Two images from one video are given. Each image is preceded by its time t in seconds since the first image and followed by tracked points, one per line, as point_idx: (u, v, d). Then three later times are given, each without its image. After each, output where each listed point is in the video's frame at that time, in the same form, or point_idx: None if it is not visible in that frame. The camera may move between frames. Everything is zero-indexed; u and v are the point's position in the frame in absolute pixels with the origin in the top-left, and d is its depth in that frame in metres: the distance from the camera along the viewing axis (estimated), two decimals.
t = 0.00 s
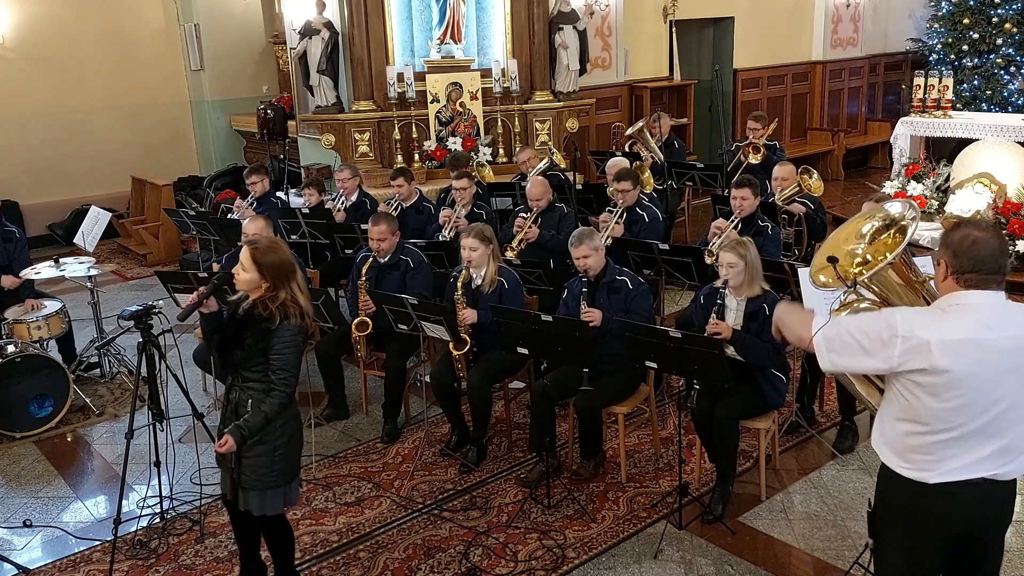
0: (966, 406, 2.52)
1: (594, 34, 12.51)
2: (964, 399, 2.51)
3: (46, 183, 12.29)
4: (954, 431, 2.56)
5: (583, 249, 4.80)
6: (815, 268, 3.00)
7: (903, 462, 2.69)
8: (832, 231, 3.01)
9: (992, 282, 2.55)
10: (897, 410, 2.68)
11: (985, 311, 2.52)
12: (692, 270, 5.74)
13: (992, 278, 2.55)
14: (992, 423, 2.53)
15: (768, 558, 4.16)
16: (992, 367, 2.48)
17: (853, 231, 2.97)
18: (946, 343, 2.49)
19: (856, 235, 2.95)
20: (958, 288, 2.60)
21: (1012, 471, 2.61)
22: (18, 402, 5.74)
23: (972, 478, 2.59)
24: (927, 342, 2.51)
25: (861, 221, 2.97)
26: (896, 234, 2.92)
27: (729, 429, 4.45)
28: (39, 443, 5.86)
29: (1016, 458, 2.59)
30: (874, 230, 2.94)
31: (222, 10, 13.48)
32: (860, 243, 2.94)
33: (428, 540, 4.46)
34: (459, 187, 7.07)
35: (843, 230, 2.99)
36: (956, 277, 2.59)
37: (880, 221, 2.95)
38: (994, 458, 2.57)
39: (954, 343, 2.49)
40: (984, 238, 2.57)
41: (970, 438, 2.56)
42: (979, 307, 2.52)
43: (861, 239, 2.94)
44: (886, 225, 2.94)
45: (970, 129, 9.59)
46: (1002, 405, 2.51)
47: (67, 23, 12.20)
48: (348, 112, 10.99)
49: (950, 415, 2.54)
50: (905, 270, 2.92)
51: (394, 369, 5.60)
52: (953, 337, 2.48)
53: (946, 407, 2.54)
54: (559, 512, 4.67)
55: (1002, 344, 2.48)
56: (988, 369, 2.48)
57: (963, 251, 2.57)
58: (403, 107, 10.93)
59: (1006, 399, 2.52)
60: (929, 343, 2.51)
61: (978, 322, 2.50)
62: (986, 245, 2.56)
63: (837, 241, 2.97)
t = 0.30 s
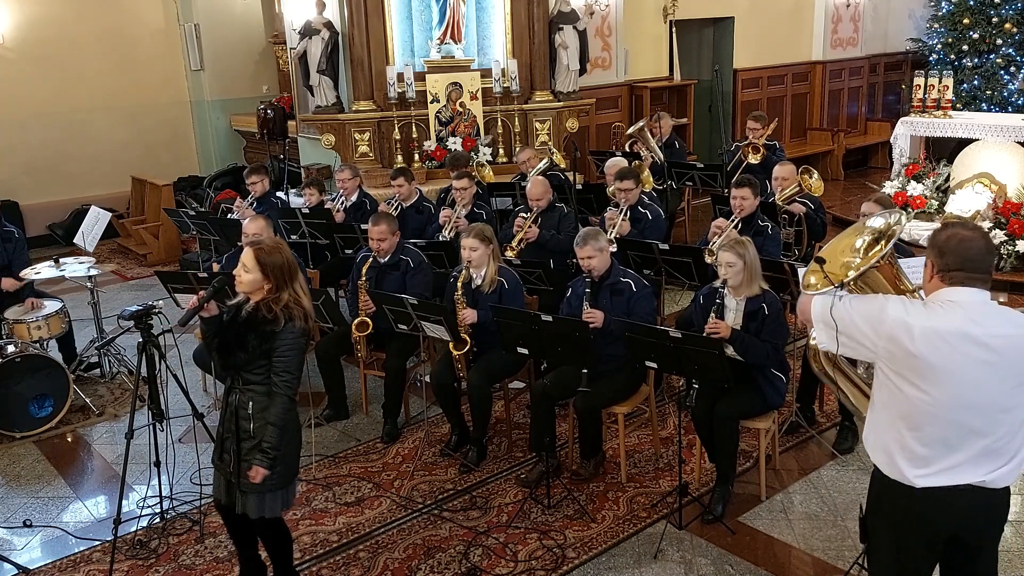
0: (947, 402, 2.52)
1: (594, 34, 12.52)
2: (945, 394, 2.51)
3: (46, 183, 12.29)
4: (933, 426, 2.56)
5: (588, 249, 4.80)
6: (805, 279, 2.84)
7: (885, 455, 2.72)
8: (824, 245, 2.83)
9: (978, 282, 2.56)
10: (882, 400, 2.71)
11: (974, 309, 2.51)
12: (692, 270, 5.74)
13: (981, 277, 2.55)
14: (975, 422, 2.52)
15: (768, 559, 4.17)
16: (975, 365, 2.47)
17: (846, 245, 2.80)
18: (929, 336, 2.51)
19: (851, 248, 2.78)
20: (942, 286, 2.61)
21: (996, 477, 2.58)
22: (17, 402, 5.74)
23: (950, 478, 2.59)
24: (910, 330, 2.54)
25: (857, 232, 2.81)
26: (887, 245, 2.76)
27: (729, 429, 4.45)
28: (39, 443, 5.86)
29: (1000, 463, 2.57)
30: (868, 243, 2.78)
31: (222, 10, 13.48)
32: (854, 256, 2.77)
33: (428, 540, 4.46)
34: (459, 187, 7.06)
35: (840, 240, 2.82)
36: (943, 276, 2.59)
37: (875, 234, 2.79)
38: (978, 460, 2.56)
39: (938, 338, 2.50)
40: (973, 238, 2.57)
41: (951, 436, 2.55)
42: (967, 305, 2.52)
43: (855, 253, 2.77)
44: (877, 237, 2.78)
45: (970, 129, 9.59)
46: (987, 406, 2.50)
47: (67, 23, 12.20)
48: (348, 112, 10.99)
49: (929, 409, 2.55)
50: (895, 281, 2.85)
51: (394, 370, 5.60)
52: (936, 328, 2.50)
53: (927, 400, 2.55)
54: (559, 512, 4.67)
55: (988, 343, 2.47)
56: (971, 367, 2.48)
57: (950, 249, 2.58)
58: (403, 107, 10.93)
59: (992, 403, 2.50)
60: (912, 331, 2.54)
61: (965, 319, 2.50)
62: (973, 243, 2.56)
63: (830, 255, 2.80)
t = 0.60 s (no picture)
0: (925, 402, 2.54)
1: (594, 34, 12.52)
2: (923, 394, 2.54)
3: (46, 183, 12.29)
4: (916, 426, 2.58)
5: (594, 250, 4.79)
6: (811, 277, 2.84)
7: (877, 457, 2.75)
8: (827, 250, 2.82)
9: (961, 281, 2.55)
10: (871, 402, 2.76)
11: (949, 311, 2.52)
12: (692, 270, 5.74)
13: (962, 276, 2.55)
14: (957, 423, 2.52)
15: (768, 558, 4.17)
16: (951, 364, 2.49)
17: (848, 248, 2.77)
18: (904, 336, 2.55)
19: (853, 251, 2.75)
20: (924, 286, 2.62)
21: (986, 478, 2.56)
22: (17, 402, 5.74)
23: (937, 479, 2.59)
24: (886, 331, 2.59)
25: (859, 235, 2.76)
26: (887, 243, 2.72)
27: (729, 429, 4.45)
28: (39, 443, 5.86)
29: (990, 465, 2.55)
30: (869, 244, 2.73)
31: (222, 10, 13.48)
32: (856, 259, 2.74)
33: (428, 540, 4.46)
34: (459, 187, 7.06)
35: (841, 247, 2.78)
36: (924, 276, 2.61)
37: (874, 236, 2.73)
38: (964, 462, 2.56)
39: (913, 339, 2.53)
40: (952, 237, 2.56)
41: (933, 437, 2.56)
42: (943, 306, 2.54)
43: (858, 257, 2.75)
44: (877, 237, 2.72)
45: (970, 129, 9.59)
46: (967, 408, 2.50)
47: (67, 23, 12.21)
48: (348, 111, 10.99)
49: (909, 409, 2.58)
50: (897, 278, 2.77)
51: (393, 370, 5.60)
52: (908, 329, 2.54)
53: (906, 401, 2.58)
54: (559, 512, 4.67)
55: (964, 344, 2.47)
56: (947, 368, 2.49)
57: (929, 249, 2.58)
58: (403, 107, 10.93)
59: (973, 405, 2.49)
60: (885, 332, 2.59)
61: (940, 320, 2.51)
62: (953, 243, 2.55)
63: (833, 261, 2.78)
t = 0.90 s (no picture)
0: (925, 402, 2.54)
1: (594, 34, 12.52)
2: (922, 394, 2.54)
3: (46, 183, 12.29)
4: (918, 426, 2.58)
5: (600, 251, 4.78)
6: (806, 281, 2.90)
7: (880, 457, 2.75)
8: (822, 253, 2.88)
9: (956, 283, 2.55)
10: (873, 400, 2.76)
11: (946, 311, 2.52)
12: (693, 270, 5.74)
13: (957, 278, 2.54)
14: (957, 422, 2.52)
15: (768, 558, 4.17)
16: (949, 364, 2.49)
17: (843, 251, 2.83)
18: (903, 337, 2.54)
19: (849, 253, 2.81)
20: (922, 288, 2.62)
21: (988, 477, 2.56)
22: (17, 402, 5.74)
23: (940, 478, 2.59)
24: (885, 332, 2.59)
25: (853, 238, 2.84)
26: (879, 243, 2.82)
27: (729, 429, 4.45)
28: (39, 443, 5.86)
29: (991, 463, 2.55)
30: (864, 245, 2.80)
31: (223, 10, 13.48)
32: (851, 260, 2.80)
33: (428, 540, 4.46)
34: (459, 187, 7.06)
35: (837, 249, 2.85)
36: (919, 278, 2.62)
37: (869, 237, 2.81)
38: (965, 461, 2.56)
39: (911, 340, 2.53)
40: (948, 240, 2.56)
41: (934, 435, 2.56)
42: (940, 306, 2.54)
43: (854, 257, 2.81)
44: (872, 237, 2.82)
45: (970, 129, 9.59)
46: (967, 408, 2.50)
47: (67, 23, 12.21)
48: (348, 111, 10.99)
49: (909, 409, 2.58)
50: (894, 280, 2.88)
51: (393, 370, 5.60)
52: (906, 330, 2.54)
53: (906, 400, 2.58)
54: (559, 512, 4.67)
55: (962, 343, 2.47)
56: (946, 368, 2.49)
57: (925, 251, 2.59)
58: (403, 107, 10.93)
59: (973, 404, 2.49)
60: (884, 332, 2.59)
61: (938, 319, 2.51)
62: (947, 246, 2.56)
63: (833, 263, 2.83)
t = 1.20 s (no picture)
0: (959, 401, 2.51)
1: (594, 34, 12.51)
2: (957, 392, 2.51)
3: (46, 183, 12.29)
4: (947, 428, 2.55)
5: (605, 252, 4.78)
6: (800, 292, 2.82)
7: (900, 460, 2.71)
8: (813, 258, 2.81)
9: (976, 282, 2.57)
10: (892, 403, 2.71)
11: (973, 308, 2.52)
12: (692, 270, 5.74)
13: (977, 277, 2.56)
14: (986, 419, 2.52)
15: (768, 558, 4.16)
16: (983, 362, 2.48)
17: (833, 254, 2.78)
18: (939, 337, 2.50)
19: (838, 255, 2.76)
20: (941, 289, 2.61)
21: (1009, 472, 2.58)
22: (17, 402, 5.74)
23: (966, 477, 2.58)
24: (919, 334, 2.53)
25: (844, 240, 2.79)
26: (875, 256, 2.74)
27: (729, 429, 4.45)
28: (39, 443, 5.85)
29: (1013, 458, 2.58)
30: (856, 250, 2.75)
31: (223, 10, 13.49)
32: (842, 264, 2.75)
33: (428, 540, 4.46)
34: (459, 187, 7.06)
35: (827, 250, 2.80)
36: (940, 279, 2.60)
37: (861, 241, 2.77)
38: (991, 458, 2.57)
39: (947, 340, 2.50)
40: (966, 240, 2.58)
41: (965, 434, 2.54)
42: (967, 303, 2.53)
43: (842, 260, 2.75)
44: (866, 246, 2.75)
45: (970, 129, 9.59)
46: (998, 405, 2.51)
47: (68, 23, 12.21)
48: (348, 112, 11.00)
49: (941, 409, 2.54)
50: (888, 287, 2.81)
51: (393, 370, 5.60)
52: (943, 330, 2.50)
53: (938, 400, 2.54)
54: (559, 512, 4.67)
55: (993, 341, 2.48)
56: (980, 366, 2.49)
57: (945, 252, 2.58)
58: (403, 108, 10.93)
59: (1002, 400, 2.51)
60: (920, 331, 2.53)
61: (969, 317, 2.51)
62: (967, 246, 2.57)
63: (819, 262, 2.79)
